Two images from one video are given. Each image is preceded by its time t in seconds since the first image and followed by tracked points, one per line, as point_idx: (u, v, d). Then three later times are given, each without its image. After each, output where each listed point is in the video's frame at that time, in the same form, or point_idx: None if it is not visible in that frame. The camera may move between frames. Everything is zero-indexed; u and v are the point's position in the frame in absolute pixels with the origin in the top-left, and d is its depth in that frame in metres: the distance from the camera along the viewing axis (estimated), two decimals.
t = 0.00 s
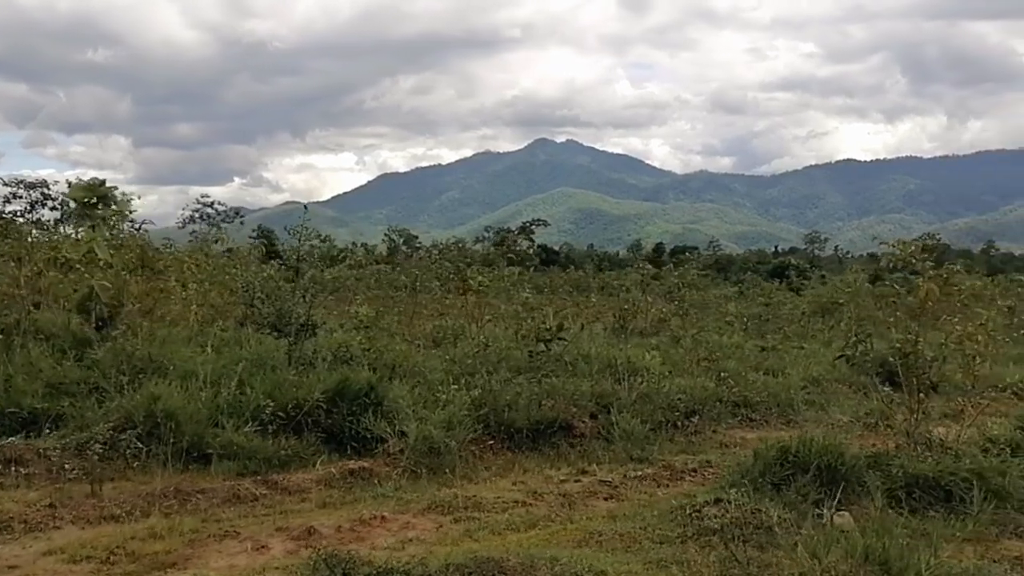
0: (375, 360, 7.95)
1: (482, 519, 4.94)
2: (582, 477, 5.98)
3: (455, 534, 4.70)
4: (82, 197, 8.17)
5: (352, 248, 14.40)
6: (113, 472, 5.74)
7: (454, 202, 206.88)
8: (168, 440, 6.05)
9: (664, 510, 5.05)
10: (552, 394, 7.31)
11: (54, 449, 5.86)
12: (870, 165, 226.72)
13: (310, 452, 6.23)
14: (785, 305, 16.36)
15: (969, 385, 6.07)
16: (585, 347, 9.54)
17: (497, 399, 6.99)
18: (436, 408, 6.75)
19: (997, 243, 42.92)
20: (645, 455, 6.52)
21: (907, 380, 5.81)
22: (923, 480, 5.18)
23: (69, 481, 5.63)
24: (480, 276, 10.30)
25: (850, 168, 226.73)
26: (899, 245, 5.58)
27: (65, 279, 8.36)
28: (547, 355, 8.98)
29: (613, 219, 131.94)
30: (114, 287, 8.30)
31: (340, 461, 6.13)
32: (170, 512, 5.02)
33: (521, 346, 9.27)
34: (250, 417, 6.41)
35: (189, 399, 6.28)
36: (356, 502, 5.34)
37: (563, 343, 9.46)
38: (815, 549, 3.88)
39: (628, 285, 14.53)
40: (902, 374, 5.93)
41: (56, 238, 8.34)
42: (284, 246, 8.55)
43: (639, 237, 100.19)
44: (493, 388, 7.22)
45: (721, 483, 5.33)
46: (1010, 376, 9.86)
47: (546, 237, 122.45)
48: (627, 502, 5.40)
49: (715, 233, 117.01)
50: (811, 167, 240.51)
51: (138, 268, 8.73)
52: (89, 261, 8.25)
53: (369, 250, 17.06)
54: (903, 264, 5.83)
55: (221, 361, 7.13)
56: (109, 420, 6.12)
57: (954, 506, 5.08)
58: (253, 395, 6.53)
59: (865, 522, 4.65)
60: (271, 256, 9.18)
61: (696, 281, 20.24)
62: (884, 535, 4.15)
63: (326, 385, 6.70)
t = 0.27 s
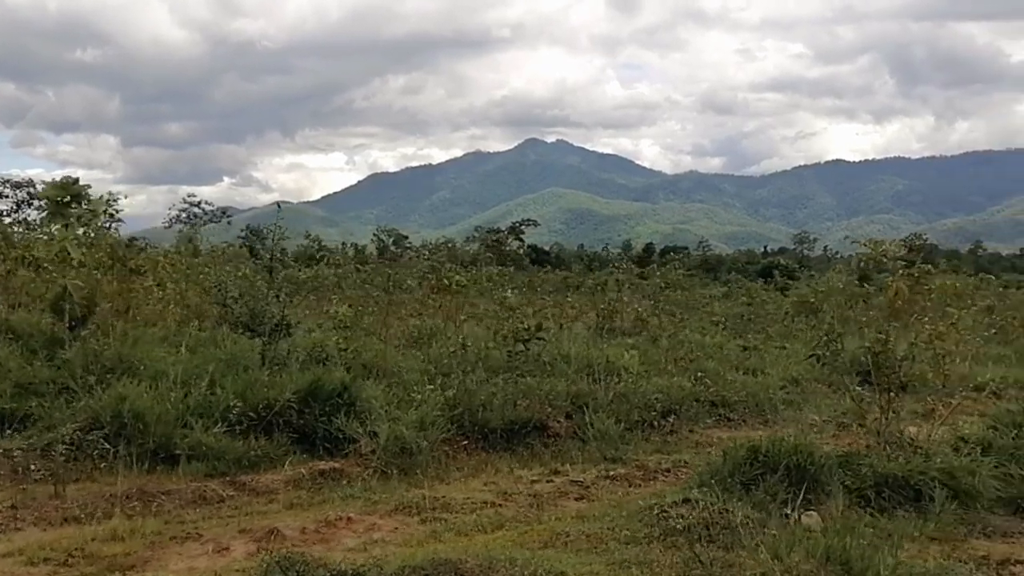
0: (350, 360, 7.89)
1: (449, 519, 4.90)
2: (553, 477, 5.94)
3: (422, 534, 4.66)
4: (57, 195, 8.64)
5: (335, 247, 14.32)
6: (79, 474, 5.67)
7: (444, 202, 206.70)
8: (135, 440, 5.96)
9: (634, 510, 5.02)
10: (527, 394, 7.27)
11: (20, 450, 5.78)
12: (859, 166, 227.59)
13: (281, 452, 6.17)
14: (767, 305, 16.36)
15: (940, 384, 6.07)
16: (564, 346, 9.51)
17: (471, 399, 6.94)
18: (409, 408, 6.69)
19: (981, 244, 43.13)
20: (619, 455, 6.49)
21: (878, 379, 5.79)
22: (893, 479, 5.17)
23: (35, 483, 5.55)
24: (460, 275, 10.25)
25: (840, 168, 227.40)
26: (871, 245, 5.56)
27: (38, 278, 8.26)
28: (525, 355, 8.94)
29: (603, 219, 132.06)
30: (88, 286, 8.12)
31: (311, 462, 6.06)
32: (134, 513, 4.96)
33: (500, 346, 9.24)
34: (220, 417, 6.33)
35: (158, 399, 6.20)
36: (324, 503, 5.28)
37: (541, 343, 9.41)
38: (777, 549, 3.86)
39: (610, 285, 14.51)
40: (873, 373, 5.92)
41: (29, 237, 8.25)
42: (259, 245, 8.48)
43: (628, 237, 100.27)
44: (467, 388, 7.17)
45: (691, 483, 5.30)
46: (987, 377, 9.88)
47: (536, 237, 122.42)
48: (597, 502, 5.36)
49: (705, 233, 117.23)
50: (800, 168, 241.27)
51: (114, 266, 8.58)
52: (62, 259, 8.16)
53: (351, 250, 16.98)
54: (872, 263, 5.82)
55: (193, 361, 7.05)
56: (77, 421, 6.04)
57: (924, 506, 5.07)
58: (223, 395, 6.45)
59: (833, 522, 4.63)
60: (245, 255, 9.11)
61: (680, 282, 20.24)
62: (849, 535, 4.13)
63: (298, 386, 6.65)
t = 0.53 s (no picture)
0: (327, 359, 7.83)
1: (418, 520, 4.85)
2: (527, 478, 5.90)
3: (390, 536, 4.61)
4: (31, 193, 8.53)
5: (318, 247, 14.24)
6: (46, 476, 5.59)
7: (435, 202, 206.46)
8: (104, 441, 5.88)
9: (605, 510, 4.98)
10: (504, 393, 7.22)
11: None
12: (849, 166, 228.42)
13: (252, 453, 6.10)
14: (752, 305, 16.35)
15: (915, 384, 6.05)
16: (544, 345, 9.46)
17: (446, 399, 6.89)
18: (383, 408, 6.64)
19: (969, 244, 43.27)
20: (594, 455, 6.45)
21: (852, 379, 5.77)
22: (865, 479, 5.15)
23: None
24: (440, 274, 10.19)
25: (830, 168, 228.17)
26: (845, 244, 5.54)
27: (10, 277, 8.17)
28: (505, 353, 8.89)
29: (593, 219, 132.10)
30: (63, 286, 7.86)
31: (282, 462, 6.00)
32: (98, 516, 4.90)
33: (479, 345, 9.19)
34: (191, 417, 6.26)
35: (128, 399, 6.13)
36: (293, 504, 5.23)
37: (521, 342, 9.37)
38: (742, 550, 3.82)
39: (594, 285, 14.48)
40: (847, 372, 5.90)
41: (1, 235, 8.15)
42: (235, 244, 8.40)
43: (618, 237, 100.36)
44: (444, 388, 7.12)
45: (663, 483, 5.27)
46: (967, 376, 9.88)
47: (526, 237, 122.39)
48: (569, 502, 5.32)
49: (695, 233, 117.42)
50: (790, 168, 241.95)
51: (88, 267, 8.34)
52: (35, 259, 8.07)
53: (336, 250, 16.90)
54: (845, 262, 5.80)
55: (166, 361, 6.98)
56: (45, 421, 5.96)
57: (896, 505, 5.05)
58: (195, 394, 6.38)
59: (803, 522, 4.60)
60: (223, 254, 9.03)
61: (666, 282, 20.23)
62: (817, 537, 4.10)
63: (272, 386, 6.58)
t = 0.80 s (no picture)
0: (304, 357, 7.76)
1: (387, 520, 4.80)
2: (501, 477, 5.86)
3: (358, 536, 4.56)
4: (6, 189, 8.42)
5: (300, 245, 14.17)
6: (12, 476, 5.51)
7: (426, 201, 206.19)
8: (73, 440, 5.80)
9: (576, 510, 4.94)
10: (481, 393, 7.17)
11: None
12: (839, 166, 229.19)
13: (224, 453, 6.03)
14: (737, 304, 16.35)
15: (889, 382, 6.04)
16: (524, 344, 9.42)
17: (422, 398, 6.84)
18: (357, 407, 6.58)
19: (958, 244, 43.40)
20: (569, 454, 6.42)
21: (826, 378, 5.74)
22: (838, 478, 5.12)
23: None
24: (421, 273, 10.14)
25: (820, 168, 228.87)
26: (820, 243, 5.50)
27: None
28: (485, 352, 8.84)
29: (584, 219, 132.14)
30: (40, 284, 7.67)
31: (255, 462, 5.94)
32: (63, 517, 4.83)
33: (459, 344, 9.14)
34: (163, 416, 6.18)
35: (98, 398, 6.04)
36: (263, 503, 5.17)
37: (502, 341, 9.32)
38: (706, 549, 3.78)
39: (578, 284, 14.45)
40: (821, 371, 5.88)
41: None
42: (211, 242, 8.32)
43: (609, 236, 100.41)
44: (421, 387, 7.07)
45: (635, 482, 5.23)
46: (947, 375, 9.88)
47: (517, 236, 122.41)
48: (541, 502, 5.28)
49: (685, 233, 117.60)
50: (781, 168, 242.48)
51: (65, 265, 8.16)
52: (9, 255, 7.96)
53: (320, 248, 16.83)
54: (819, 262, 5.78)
55: (139, 360, 6.90)
56: (13, 420, 5.87)
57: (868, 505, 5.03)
58: (167, 393, 6.30)
59: (775, 522, 4.57)
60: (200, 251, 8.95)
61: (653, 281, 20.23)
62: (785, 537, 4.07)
63: (245, 385, 6.51)
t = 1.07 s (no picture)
0: (282, 355, 7.70)
1: (357, 519, 4.74)
2: (476, 476, 5.81)
3: (326, 535, 4.51)
4: None
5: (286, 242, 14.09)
6: None
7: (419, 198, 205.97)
8: (44, 438, 5.72)
9: (549, 509, 4.90)
10: (459, 391, 7.13)
11: None
12: (832, 165, 229.62)
13: (198, 451, 5.97)
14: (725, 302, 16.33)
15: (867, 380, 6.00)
16: (507, 341, 9.37)
17: (399, 396, 6.79)
18: (333, 405, 6.52)
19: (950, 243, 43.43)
20: (547, 453, 6.38)
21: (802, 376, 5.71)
22: (813, 477, 5.09)
23: None
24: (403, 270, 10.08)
25: (813, 167, 229.25)
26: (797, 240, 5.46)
27: None
28: (466, 350, 8.79)
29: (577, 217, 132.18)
30: (17, 280, 7.50)
31: (228, 460, 5.88)
32: (29, 516, 4.76)
33: (441, 342, 9.09)
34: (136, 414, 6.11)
35: (70, 395, 5.97)
36: (233, 501, 5.11)
37: (484, 338, 9.28)
38: (673, 548, 3.74)
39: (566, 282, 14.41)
40: (799, 369, 5.85)
41: None
42: (189, 239, 8.25)
43: (602, 234, 100.42)
44: (399, 385, 7.02)
45: (610, 481, 5.19)
46: (931, 373, 9.86)
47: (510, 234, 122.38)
48: (515, 501, 5.24)
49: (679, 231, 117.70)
50: (774, 167, 242.82)
51: (43, 261, 7.99)
52: None
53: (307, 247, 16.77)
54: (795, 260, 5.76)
55: (115, 357, 6.82)
56: None
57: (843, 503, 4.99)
58: (141, 391, 6.23)
59: (748, 522, 4.53)
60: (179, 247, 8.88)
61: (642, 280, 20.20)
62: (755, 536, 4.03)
63: (221, 382, 6.44)
